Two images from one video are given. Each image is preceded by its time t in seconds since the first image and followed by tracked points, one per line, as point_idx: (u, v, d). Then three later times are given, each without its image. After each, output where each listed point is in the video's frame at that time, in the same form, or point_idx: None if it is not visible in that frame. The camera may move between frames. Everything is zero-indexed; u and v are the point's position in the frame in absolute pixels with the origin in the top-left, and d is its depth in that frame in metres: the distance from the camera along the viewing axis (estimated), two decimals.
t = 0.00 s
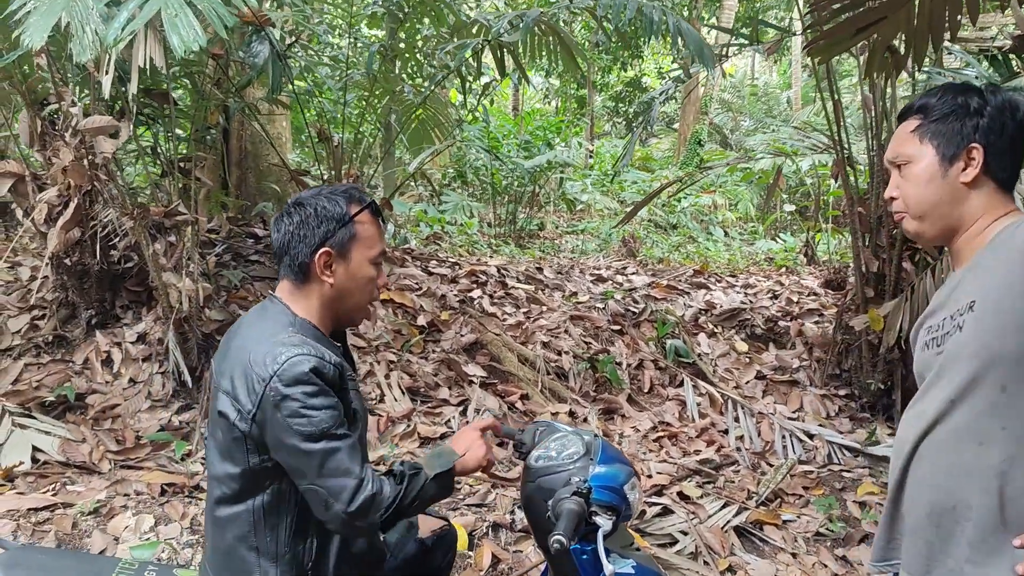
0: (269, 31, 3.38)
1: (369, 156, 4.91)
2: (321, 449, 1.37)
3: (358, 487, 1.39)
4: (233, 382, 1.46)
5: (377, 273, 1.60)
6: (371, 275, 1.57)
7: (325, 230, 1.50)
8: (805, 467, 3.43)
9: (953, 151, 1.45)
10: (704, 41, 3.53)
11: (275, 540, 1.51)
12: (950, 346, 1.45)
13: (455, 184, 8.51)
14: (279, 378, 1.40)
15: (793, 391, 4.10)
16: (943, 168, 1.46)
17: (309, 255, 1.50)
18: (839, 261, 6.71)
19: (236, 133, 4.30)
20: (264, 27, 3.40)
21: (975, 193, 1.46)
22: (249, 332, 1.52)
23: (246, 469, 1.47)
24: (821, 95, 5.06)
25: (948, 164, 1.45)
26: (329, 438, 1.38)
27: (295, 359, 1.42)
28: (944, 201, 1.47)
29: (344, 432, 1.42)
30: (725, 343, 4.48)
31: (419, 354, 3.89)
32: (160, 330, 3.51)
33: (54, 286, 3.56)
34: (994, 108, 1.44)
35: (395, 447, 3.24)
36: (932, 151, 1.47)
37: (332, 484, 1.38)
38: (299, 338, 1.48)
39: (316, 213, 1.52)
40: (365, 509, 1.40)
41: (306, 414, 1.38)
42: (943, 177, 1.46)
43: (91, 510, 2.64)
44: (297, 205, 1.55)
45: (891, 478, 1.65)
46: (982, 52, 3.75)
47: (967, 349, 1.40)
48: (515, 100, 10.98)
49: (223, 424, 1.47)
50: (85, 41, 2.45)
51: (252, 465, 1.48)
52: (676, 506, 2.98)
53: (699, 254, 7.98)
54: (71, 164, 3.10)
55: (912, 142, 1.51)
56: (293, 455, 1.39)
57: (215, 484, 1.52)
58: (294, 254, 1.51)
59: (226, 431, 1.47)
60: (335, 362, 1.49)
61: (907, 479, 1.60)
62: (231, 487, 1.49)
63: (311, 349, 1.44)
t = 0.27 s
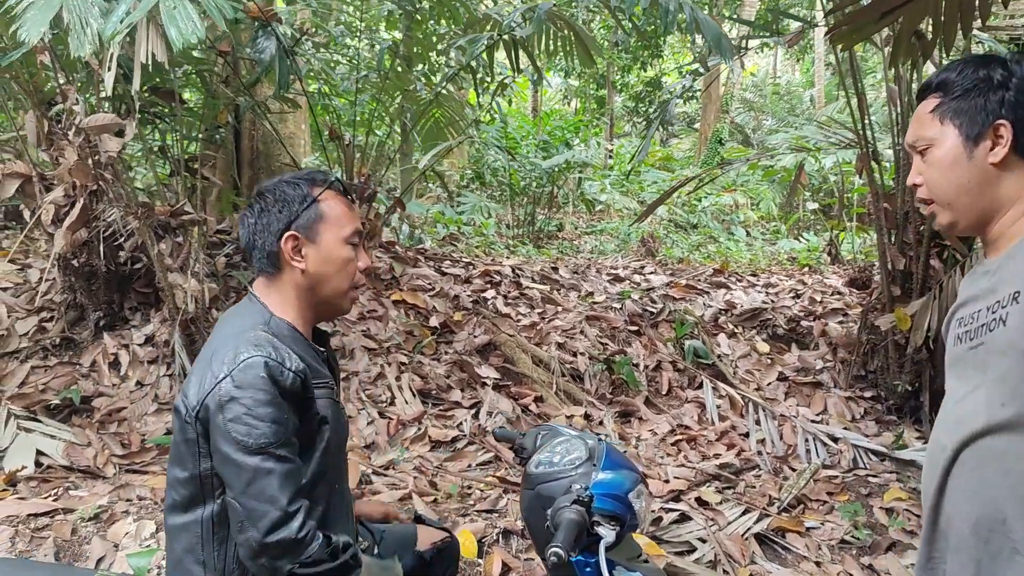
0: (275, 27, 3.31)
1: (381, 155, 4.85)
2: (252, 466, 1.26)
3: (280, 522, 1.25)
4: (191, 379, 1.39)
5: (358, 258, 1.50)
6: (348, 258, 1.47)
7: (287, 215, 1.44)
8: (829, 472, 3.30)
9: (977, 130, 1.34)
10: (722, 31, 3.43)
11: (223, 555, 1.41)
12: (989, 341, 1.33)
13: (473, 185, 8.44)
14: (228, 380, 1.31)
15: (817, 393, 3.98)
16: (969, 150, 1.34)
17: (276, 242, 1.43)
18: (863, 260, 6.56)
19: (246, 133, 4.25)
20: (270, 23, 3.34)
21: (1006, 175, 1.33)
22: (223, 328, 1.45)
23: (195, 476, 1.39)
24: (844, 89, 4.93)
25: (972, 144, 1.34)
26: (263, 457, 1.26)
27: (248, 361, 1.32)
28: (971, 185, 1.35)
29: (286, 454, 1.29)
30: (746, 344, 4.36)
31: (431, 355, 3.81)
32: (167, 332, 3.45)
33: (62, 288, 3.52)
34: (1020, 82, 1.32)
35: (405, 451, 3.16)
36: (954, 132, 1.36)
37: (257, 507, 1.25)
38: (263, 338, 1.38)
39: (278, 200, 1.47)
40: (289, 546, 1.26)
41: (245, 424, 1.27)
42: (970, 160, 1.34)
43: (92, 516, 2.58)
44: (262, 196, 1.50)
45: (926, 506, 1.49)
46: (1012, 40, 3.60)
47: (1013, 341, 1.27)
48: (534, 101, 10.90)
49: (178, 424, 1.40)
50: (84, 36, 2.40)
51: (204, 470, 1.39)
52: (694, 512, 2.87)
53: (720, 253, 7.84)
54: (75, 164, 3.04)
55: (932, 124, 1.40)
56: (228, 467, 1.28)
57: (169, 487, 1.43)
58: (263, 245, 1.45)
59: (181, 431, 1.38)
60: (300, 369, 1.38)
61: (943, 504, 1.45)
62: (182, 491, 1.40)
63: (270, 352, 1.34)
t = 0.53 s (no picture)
0: (282, 20, 3.26)
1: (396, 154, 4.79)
2: (214, 458, 1.21)
3: (246, 517, 1.20)
4: (154, 371, 1.35)
5: (327, 241, 1.47)
6: (315, 240, 1.44)
7: (250, 197, 1.43)
8: (856, 474, 3.19)
9: (1000, 97, 1.18)
10: (740, 18, 3.34)
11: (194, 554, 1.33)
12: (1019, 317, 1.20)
13: (491, 186, 8.37)
14: (188, 368, 1.26)
15: (843, 393, 3.86)
16: (994, 120, 1.19)
17: (240, 227, 1.42)
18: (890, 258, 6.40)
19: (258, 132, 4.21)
20: (277, 16, 3.29)
21: None
22: (190, 317, 1.41)
23: (162, 472, 1.34)
24: (868, 81, 4.80)
25: (996, 113, 1.19)
26: (226, 448, 1.21)
27: (209, 348, 1.27)
28: (999, 158, 1.19)
29: (251, 445, 1.24)
30: (768, 343, 4.25)
31: (444, 355, 3.74)
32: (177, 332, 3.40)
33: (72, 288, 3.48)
34: None
35: (416, 452, 3.08)
36: (977, 101, 1.21)
37: (222, 502, 1.21)
38: (228, 325, 1.33)
39: (242, 183, 1.45)
40: (257, 543, 1.21)
41: (206, 414, 1.22)
42: (993, 131, 1.19)
43: (95, 519, 2.53)
44: (226, 182, 1.49)
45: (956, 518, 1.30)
46: None
47: None
48: (553, 101, 10.82)
49: (144, 418, 1.35)
50: (84, 29, 2.35)
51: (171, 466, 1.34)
52: (714, 516, 2.77)
53: (743, 252, 7.71)
54: (81, 162, 3.00)
55: (954, 94, 1.25)
56: (190, 460, 1.23)
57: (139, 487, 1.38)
58: (228, 230, 1.43)
59: (146, 426, 1.34)
60: (267, 356, 1.33)
61: (973, 511, 1.26)
62: (150, 489, 1.35)
63: (233, 338, 1.29)
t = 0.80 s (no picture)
0: (285, 18, 3.22)
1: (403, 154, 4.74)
2: (195, 455, 1.21)
3: (228, 517, 1.20)
4: (136, 367, 1.35)
5: (316, 236, 1.48)
6: (305, 235, 1.45)
7: (239, 190, 1.43)
8: (873, 476, 3.11)
9: None
10: (751, 10, 3.27)
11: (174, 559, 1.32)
12: None
13: (502, 186, 8.31)
14: (168, 363, 1.26)
15: (859, 392, 3.78)
16: (1017, 93, 1.13)
17: (228, 220, 1.42)
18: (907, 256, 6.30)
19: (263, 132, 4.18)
20: (280, 14, 3.25)
21: None
22: (174, 314, 1.42)
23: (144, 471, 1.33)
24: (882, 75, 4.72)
25: (1019, 84, 1.13)
26: (206, 445, 1.21)
27: (190, 342, 1.27)
28: (1023, 131, 1.15)
29: (233, 443, 1.23)
30: (782, 342, 4.18)
31: (451, 356, 3.69)
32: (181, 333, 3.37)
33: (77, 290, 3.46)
34: None
35: (423, 455, 3.03)
36: (998, 71, 1.15)
37: (202, 501, 1.20)
38: (210, 318, 1.33)
39: (231, 175, 1.46)
40: (238, 545, 1.20)
41: (186, 411, 1.22)
42: (1017, 105, 1.14)
43: (96, 523, 2.49)
44: (214, 174, 1.49)
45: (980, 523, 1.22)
46: None
47: None
48: (564, 101, 10.76)
49: (125, 415, 1.35)
50: (80, 26, 2.32)
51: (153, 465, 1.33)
52: (727, 519, 2.70)
53: (757, 251, 7.61)
54: (83, 162, 2.96)
55: (972, 64, 1.19)
56: (170, 457, 1.23)
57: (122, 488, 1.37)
58: (215, 223, 1.43)
59: (127, 425, 1.34)
60: (250, 350, 1.32)
61: (997, 518, 1.18)
62: (131, 491, 1.34)
63: (215, 333, 1.30)
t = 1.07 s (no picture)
0: (276, 18, 3.19)
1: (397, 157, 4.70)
2: (168, 459, 1.18)
3: (202, 524, 1.17)
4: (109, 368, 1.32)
5: (302, 237, 1.45)
6: (291, 236, 1.42)
7: (225, 185, 1.39)
8: (874, 479, 3.07)
9: None
10: (748, 9, 3.22)
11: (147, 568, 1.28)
12: None
13: (499, 190, 8.26)
14: (141, 364, 1.24)
15: (859, 395, 3.74)
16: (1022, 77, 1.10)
17: (212, 217, 1.38)
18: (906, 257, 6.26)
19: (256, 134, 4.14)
20: (271, 14, 3.21)
21: None
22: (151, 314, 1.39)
23: (113, 479, 1.29)
24: (879, 75, 4.69)
25: None
26: (180, 448, 1.19)
27: (164, 343, 1.24)
28: None
29: (209, 447, 1.21)
30: (781, 344, 4.14)
31: (447, 359, 3.65)
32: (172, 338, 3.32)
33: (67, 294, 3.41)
34: None
35: (417, 460, 2.98)
36: (1002, 56, 1.11)
37: (175, 508, 1.18)
38: (186, 319, 1.30)
39: (217, 169, 1.42)
40: (212, 553, 1.17)
41: (160, 413, 1.20)
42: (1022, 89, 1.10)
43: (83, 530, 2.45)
44: (198, 166, 1.44)
45: (982, 528, 1.18)
46: None
47: None
48: (561, 104, 10.72)
49: (97, 419, 1.32)
50: (65, 26, 2.28)
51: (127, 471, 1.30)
52: (726, 523, 2.66)
53: (755, 254, 7.57)
54: (71, 164, 2.92)
55: (974, 49, 1.15)
56: (142, 461, 1.20)
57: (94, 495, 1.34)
58: (197, 218, 1.39)
59: (98, 428, 1.30)
60: (226, 351, 1.30)
61: (1002, 522, 1.14)
62: (102, 497, 1.30)
63: (190, 333, 1.27)
